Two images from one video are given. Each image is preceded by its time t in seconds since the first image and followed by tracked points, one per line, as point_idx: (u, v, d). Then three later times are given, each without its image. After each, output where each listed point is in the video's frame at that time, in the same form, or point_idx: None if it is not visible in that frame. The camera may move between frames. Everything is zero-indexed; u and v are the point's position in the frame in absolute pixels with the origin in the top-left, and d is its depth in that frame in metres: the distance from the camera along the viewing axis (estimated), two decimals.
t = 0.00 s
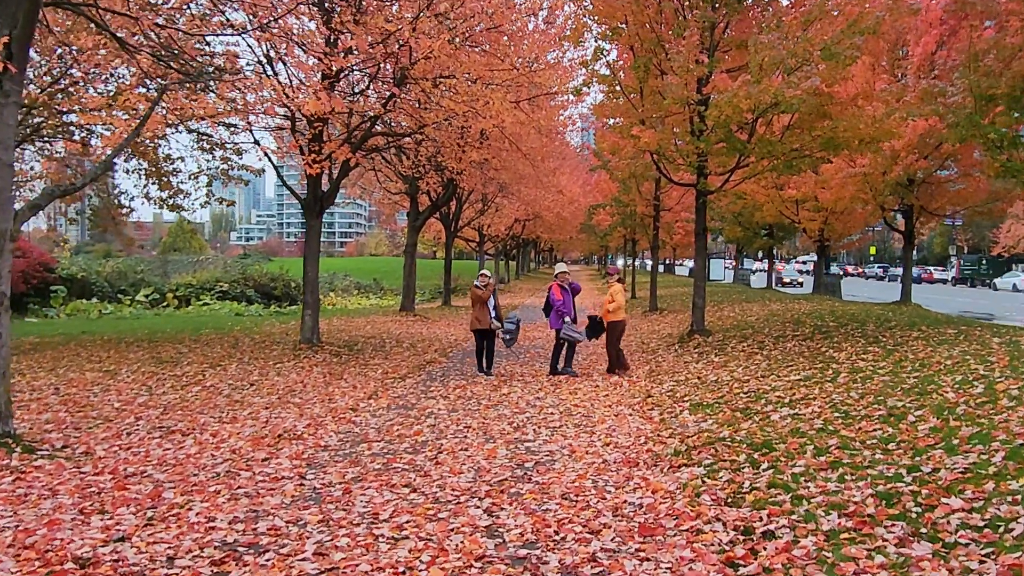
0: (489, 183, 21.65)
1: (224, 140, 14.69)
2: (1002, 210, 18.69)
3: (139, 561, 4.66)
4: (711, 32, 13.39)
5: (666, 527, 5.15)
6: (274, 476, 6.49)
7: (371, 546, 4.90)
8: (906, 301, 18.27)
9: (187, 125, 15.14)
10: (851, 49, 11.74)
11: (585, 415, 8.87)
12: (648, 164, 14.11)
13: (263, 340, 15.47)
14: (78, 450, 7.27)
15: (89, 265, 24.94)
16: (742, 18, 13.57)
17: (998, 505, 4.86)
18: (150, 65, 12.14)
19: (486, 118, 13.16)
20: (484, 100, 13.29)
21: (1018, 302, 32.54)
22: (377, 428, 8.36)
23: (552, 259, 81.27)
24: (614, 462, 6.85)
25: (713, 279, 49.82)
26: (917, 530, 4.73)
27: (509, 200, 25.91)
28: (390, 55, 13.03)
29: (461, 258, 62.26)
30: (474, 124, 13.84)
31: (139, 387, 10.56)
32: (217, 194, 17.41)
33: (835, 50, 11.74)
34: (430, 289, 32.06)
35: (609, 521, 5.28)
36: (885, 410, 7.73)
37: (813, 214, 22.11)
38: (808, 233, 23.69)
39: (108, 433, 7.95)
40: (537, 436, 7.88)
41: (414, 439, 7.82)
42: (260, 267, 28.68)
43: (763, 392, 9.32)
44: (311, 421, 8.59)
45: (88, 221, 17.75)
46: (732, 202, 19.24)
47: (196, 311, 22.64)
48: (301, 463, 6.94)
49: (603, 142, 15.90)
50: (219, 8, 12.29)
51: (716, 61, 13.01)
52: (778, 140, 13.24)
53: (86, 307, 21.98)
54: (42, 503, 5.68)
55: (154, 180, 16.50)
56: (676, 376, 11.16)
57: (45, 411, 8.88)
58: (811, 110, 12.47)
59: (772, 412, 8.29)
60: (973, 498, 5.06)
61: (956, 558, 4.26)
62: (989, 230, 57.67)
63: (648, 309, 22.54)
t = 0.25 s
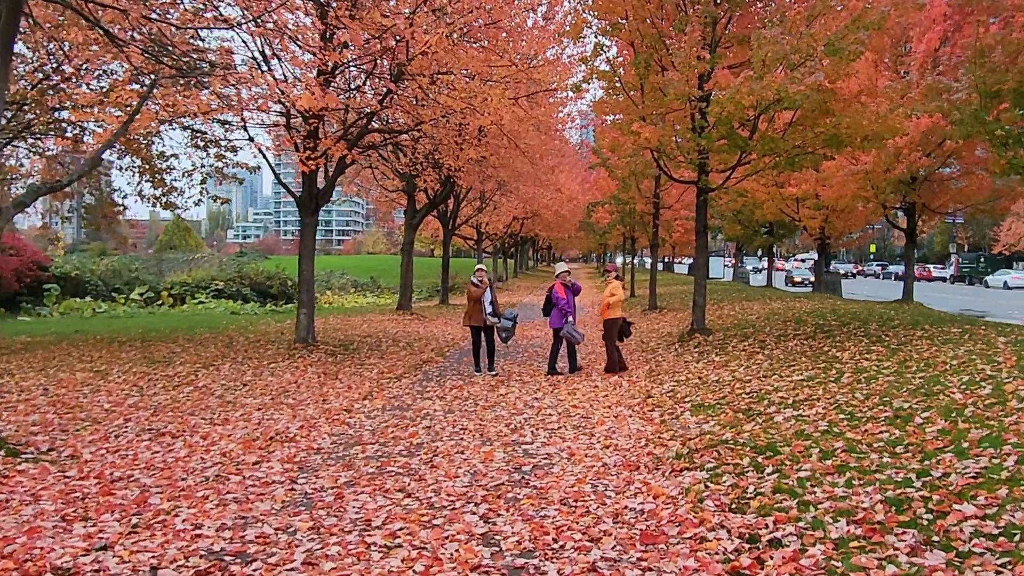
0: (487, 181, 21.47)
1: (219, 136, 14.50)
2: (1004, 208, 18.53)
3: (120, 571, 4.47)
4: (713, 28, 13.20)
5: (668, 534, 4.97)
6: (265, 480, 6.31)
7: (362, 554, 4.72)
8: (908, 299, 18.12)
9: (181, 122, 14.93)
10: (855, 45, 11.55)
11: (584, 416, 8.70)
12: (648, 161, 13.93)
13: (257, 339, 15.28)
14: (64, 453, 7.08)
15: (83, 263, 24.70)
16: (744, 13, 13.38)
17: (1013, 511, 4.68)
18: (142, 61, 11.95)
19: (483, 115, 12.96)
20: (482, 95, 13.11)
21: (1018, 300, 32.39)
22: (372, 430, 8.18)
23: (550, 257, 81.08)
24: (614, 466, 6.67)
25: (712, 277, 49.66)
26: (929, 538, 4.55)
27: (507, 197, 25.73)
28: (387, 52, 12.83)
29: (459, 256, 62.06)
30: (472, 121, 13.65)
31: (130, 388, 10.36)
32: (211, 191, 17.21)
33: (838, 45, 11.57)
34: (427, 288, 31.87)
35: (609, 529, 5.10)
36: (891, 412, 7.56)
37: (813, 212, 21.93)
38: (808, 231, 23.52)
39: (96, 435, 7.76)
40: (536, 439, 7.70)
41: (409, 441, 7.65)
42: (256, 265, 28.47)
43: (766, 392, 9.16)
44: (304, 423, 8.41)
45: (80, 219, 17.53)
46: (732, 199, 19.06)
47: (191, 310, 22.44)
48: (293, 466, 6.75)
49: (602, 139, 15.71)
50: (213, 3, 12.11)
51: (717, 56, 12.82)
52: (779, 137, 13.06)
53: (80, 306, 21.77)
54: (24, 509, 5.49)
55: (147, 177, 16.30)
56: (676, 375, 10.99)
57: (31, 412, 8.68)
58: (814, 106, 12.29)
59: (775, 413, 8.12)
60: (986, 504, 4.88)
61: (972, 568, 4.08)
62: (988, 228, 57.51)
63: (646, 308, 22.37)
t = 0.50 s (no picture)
0: (486, 180, 21.31)
1: (215, 134, 14.35)
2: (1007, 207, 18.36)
3: None
4: (713, 25, 13.02)
5: (670, 542, 4.82)
6: (256, 484, 6.16)
7: (354, 563, 4.56)
8: (910, 299, 17.97)
9: (177, 120, 14.75)
10: (857, 41, 11.39)
11: (583, 418, 8.54)
12: (648, 159, 13.77)
13: (254, 339, 15.13)
14: (51, 456, 6.92)
15: (80, 262, 24.53)
16: (744, 10, 13.22)
17: None
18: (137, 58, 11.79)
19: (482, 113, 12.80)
20: (481, 93, 12.94)
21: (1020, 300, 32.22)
22: (367, 432, 8.02)
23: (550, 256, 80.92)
24: (614, 470, 6.52)
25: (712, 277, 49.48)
26: (940, 546, 4.39)
27: (506, 196, 25.57)
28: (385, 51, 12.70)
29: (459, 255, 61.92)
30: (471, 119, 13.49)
31: (123, 388, 10.21)
32: (207, 190, 17.05)
33: (840, 42, 11.41)
34: (427, 287, 31.71)
35: (609, 536, 4.95)
36: (896, 414, 7.41)
37: (814, 211, 21.76)
38: (809, 230, 23.36)
39: (85, 438, 7.60)
40: (534, 441, 7.55)
41: (405, 444, 7.49)
42: (254, 265, 28.30)
43: (768, 394, 9.00)
44: (298, 424, 8.26)
45: (76, 218, 17.35)
46: (733, 198, 18.89)
47: (188, 309, 22.27)
48: (285, 470, 6.60)
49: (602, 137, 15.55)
50: (209, 0, 11.95)
51: (718, 54, 12.64)
52: (780, 135, 12.90)
53: (76, 305, 21.59)
54: (7, 514, 5.34)
55: (143, 175, 16.14)
56: (676, 376, 10.83)
57: (21, 414, 8.52)
58: (815, 104, 12.13)
59: (777, 415, 7.97)
60: (999, 511, 4.72)
61: None
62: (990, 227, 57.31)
63: (647, 308, 22.20)
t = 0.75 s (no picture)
0: (486, 180, 21.12)
1: (212, 134, 14.19)
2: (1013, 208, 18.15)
3: None
4: (715, 23, 12.82)
5: (671, 554, 4.64)
6: (245, 492, 5.98)
7: None
8: (914, 300, 17.77)
9: (174, 120, 14.59)
10: (861, 40, 11.20)
11: (582, 423, 8.35)
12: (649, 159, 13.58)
13: (251, 341, 14.96)
14: (37, 462, 6.75)
15: (78, 263, 24.36)
16: (746, 8, 13.03)
17: None
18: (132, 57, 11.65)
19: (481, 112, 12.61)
20: (480, 92, 12.76)
21: None
22: (362, 437, 7.85)
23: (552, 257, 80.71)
24: (614, 477, 6.34)
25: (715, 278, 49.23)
26: (953, 559, 4.20)
27: (507, 197, 25.39)
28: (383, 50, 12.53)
29: (461, 256, 61.76)
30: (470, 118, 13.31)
31: (116, 391, 10.04)
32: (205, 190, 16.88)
33: (844, 41, 11.23)
34: (428, 288, 31.53)
35: (608, 547, 4.77)
36: (903, 419, 7.22)
37: (817, 212, 21.55)
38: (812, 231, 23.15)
39: (73, 443, 7.43)
40: (532, 447, 7.37)
41: (399, 449, 7.31)
42: (254, 265, 28.14)
43: (772, 397, 8.81)
44: (291, 429, 8.08)
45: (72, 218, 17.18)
46: (736, 198, 18.69)
47: (188, 310, 22.11)
48: (275, 477, 6.42)
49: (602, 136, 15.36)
50: None
51: (719, 52, 12.44)
52: (783, 134, 12.70)
53: (74, 306, 21.43)
54: None
55: (139, 176, 15.97)
56: (678, 379, 10.64)
57: (9, 418, 8.34)
58: (819, 103, 11.94)
59: (781, 419, 7.78)
60: (1013, 521, 4.53)
61: None
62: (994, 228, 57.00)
63: (649, 309, 22.00)
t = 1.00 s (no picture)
0: (484, 182, 20.98)
1: (208, 135, 14.04)
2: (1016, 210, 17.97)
3: None
4: (715, 23, 12.64)
5: (671, 567, 4.48)
6: (233, 502, 5.81)
7: None
8: (916, 302, 17.60)
9: (169, 121, 14.43)
10: (864, 40, 11.05)
11: (580, 428, 8.18)
12: (649, 161, 13.42)
13: (247, 344, 14.79)
14: (22, 470, 6.58)
15: (75, 265, 24.18)
16: (747, 8, 12.87)
17: None
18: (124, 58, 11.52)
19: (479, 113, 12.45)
20: (477, 92, 12.60)
21: None
22: (355, 443, 7.68)
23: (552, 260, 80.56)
24: (613, 485, 6.17)
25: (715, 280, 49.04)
26: (964, 574, 4.03)
27: (506, 199, 25.24)
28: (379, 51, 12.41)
29: (461, 258, 61.64)
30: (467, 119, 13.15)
31: (106, 396, 9.87)
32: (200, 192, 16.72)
33: (847, 40, 11.07)
34: (426, 291, 31.37)
35: (605, 560, 4.61)
36: (909, 425, 7.06)
37: (819, 214, 21.39)
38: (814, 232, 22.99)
39: (60, 449, 7.27)
40: (529, 454, 7.20)
41: (393, 457, 7.14)
42: (252, 268, 27.96)
43: (775, 402, 8.64)
44: (284, 435, 7.91)
45: (67, 221, 17.00)
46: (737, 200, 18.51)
47: (185, 313, 21.95)
48: (265, 485, 6.25)
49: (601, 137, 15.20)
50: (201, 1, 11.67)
51: (720, 53, 12.27)
52: (785, 136, 12.54)
53: (70, 309, 21.24)
54: None
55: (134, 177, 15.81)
56: (678, 383, 10.48)
57: None
58: (821, 104, 11.78)
59: (784, 425, 7.62)
60: None
61: None
62: (995, 230, 56.81)
63: (649, 312, 21.84)
